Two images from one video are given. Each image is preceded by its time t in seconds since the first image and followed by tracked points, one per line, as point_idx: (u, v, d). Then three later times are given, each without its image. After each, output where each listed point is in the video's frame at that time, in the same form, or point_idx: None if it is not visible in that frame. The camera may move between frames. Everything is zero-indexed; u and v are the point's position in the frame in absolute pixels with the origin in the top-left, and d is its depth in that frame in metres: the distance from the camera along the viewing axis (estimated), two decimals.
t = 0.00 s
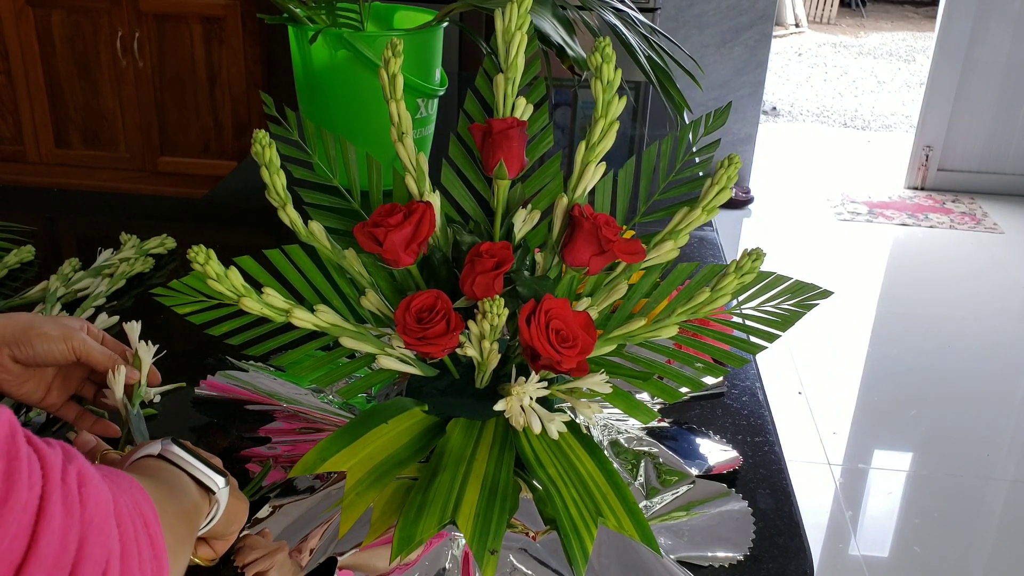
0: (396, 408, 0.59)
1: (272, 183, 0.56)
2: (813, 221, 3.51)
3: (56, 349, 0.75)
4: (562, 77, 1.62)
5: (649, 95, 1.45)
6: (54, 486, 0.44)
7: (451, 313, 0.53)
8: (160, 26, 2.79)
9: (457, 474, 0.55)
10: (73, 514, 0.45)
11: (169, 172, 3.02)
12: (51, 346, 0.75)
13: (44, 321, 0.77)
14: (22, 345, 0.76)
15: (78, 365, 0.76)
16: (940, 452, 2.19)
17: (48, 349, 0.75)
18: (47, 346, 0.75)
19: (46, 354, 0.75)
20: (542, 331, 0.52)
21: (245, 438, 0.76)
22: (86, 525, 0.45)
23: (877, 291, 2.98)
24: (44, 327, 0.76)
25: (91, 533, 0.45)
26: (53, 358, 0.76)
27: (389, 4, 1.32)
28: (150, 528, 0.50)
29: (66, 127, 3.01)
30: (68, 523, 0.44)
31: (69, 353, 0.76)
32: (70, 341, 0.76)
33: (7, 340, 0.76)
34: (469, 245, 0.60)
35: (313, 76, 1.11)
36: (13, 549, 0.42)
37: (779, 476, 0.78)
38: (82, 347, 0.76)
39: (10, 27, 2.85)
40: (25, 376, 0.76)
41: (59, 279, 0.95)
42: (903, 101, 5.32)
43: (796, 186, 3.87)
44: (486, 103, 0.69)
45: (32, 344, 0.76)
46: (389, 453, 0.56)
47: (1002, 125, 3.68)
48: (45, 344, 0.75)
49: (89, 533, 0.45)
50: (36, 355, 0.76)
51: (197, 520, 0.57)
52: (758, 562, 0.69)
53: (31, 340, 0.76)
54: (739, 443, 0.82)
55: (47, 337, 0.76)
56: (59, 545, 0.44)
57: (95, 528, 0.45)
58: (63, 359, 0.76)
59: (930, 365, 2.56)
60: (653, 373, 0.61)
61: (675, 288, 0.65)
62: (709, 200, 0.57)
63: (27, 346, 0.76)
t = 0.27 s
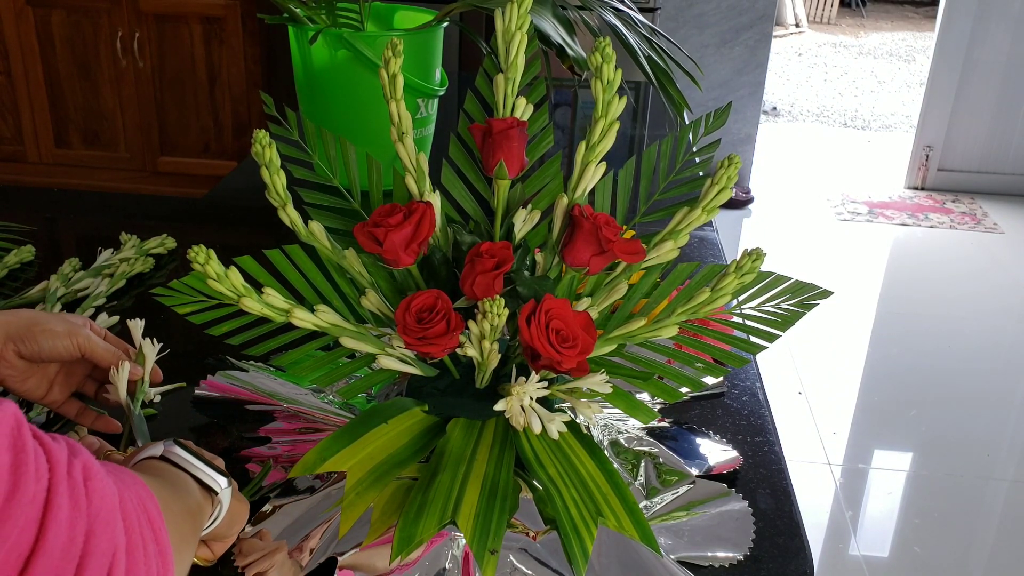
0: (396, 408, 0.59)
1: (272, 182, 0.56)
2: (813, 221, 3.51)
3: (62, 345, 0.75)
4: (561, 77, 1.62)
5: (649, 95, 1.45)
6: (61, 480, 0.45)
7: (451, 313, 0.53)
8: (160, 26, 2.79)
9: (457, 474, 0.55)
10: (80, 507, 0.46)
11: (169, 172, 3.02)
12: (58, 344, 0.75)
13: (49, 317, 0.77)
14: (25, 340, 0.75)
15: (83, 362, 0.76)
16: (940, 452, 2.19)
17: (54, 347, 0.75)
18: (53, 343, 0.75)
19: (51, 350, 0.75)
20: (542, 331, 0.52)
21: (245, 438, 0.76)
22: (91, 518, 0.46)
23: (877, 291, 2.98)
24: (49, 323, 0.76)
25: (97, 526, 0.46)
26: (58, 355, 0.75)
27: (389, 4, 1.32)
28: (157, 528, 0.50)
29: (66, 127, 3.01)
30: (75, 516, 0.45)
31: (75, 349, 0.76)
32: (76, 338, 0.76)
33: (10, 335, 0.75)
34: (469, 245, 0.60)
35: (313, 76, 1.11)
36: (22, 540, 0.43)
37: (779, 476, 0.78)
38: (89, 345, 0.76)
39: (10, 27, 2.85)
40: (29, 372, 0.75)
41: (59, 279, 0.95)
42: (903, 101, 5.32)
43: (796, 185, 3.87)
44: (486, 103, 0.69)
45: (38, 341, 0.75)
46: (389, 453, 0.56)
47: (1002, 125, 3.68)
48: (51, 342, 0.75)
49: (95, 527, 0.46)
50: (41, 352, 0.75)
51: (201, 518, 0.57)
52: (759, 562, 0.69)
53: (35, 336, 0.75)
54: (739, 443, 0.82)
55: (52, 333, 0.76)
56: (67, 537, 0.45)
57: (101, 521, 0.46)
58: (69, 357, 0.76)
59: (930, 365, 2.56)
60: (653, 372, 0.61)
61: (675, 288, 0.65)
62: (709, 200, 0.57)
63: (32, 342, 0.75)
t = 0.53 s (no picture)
0: (396, 408, 0.59)
1: (272, 183, 0.56)
2: (813, 221, 3.51)
3: (74, 340, 0.77)
4: (561, 78, 1.62)
5: (649, 95, 1.44)
6: (64, 451, 0.47)
7: (451, 313, 0.53)
8: (160, 26, 2.79)
9: (457, 474, 0.55)
10: (81, 477, 0.47)
11: (169, 172, 3.02)
12: (71, 341, 0.77)
13: (60, 315, 0.79)
14: (39, 337, 0.77)
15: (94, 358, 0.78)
16: (940, 452, 2.19)
17: (66, 344, 0.77)
18: (66, 339, 0.77)
19: (64, 346, 0.77)
20: (542, 331, 0.52)
21: (245, 437, 0.76)
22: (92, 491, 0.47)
23: (877, 291, 2.98)
24: (60, 321, 0.78)
25: (98, 495, 0.48)
26: (70, 351, 0.78)
27: (389, 4, 1.32)
28: (152, 504, 0.52)
29: (66, 126, 3.01)
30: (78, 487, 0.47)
31: (86, 344, 0.78)
32: (88, 335, 0.78)
33: (22, 333, 0.77)
34: (469, 245, 0.60)
35: (313, 76, 1.11)
36: (30, 509, 0.45)
37: (779, 475, 0.78)
38: (101, 341, 0.78)
39: (9, 27, 2.85)
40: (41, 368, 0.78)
41: (59, 279, 0.95)
42: (904, 101, 5.32)
43: (796, 186, 3.87)
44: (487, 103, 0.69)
45: (50, 337, 0.77)
46: (389, 453, 0.56)
47: (1002, 125, 3.68)
48: (65, 338, 0.77)
49: (97, 497, 0.47)
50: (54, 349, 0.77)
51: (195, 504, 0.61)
52: (758, 562, 0.69)
53: (48, 333, 0.77)
54: (739, 443, 0.82)
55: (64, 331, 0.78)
56: (72, 507, 0.46)
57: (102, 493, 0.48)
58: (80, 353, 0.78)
59: (931, 365, 2.55)
60: (653, 373, 0.61)
61: (675, 288, 0.65)
62: (709, 199, 0.57)
63: (44, 339, 0.77)
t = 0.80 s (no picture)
0: (396, 408, 0.59)
1: (272, 182, 0.56)
2: (812, 221, 3.51)
3: (37, 292, 0.86)
4: (561, 77, 1.62)
5: (649, 95, 1.44)
6: (38, 402, 0.51)
7: (451, 313, 0.53)
8: (160, 26, 2.79)
9: (458, 474, 0.55)
10: (53, 426, 0.52)
11: (169, 172, 3.02)
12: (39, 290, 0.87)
13: (17, 271, 0.87)
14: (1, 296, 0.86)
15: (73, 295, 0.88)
16: (940, 451, 2.19)
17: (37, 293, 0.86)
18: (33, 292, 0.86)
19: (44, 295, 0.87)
20: (542, 331, 0.52)
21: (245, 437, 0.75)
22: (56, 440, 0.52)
23: (877, 291, 2.98)
24: (19, 277, 0.87)
25: (67, 444, 0.52)
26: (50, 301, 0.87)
27: (389, 4, 1.32)
28: (115, 451, 0.56)
29: (66, 126, 3.01)
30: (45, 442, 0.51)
31: (50, 293, 0.87)
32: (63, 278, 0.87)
33: None
34: (470, 245, 0.60)
35: (312, 76, 1.11)
36: (8, 454, 0.49)
37: (779, 475, 0.78)
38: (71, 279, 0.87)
39: (9, 27, 2.85)
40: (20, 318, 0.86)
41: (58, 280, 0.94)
42: (904, 101, 5.32)
43: (796, 186, 3.87)
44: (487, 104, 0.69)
45: (12, 293, 0.86)
46: (389, 453, 0.56)
47: (1002, 125, 3.68)
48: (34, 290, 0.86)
49: (68, 444, 0.52)
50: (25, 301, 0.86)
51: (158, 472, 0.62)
52: (758, 562, 0.69)
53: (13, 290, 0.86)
54: (739, 443, 0.82)
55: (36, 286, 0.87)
56: (46, 451, 0.51)
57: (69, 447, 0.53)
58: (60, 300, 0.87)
59: (931, 365, 2.55)
60: (653, 373, 0.61)
61: (675, 288, 0.65)
62: (709, 200, 0.57)
63: (7, 296, 0.85)
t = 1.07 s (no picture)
0: (396, 408, 0.59)
1: (272, 182, 0.56)
2: (812, 221, 3.51)
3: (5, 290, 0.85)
4: (561, 77, 1.62)
5: (649, 95, 1.44)
6: None
7: (451, 313, 0.53)
8: (160, 26, 2.79)
9: (458, 473, 0.55)
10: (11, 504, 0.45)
11: (169, 172, 3.02)
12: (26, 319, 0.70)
13: None
14: None
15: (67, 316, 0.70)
16: (940, 452, 2.19)
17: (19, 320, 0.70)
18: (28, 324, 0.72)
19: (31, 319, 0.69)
20: (542, 331, 0.52)
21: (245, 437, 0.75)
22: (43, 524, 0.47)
23: (877, 291, 2.98)
24: None
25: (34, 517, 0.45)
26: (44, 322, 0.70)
27: (389, 4, 1.32)
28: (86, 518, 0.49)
29: (66, 126, 3.01)
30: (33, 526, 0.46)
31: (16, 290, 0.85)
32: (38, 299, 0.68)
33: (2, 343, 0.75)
34: (469, 245, 0.60)
35: (312, 76, 1.11)
36: None
37: (779, 475, 0.78)
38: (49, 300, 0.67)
39: (10, 27, 2.85)
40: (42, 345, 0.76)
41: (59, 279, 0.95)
42: (904, 101, 5.32)
43: (796, 186, 3.87)
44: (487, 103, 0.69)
45: None
46: (389, 453, 0.56)
47: (1002, 125, 3.68)
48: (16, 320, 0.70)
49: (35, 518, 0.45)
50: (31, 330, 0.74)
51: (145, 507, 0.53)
52: (758, 562, 0.69)
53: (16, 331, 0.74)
54: (739, 443, 0.82)
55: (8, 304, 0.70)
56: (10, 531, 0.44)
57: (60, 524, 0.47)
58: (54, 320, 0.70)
59: (931, 365, 2.55)
60: (653, 373, 0.61)
61: (675, 288, 0.65)
62: (709, 200, 0.57)
63: None
